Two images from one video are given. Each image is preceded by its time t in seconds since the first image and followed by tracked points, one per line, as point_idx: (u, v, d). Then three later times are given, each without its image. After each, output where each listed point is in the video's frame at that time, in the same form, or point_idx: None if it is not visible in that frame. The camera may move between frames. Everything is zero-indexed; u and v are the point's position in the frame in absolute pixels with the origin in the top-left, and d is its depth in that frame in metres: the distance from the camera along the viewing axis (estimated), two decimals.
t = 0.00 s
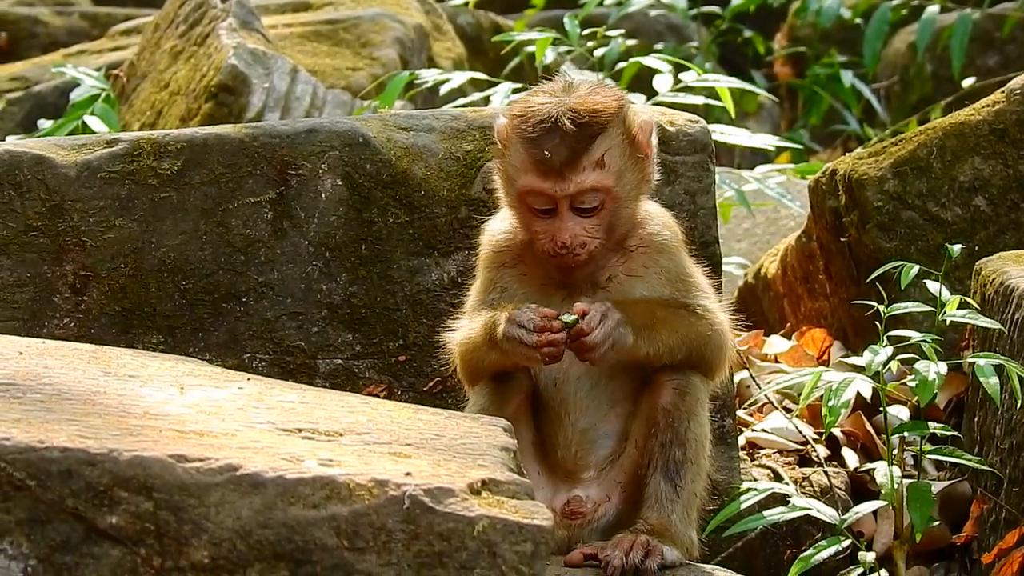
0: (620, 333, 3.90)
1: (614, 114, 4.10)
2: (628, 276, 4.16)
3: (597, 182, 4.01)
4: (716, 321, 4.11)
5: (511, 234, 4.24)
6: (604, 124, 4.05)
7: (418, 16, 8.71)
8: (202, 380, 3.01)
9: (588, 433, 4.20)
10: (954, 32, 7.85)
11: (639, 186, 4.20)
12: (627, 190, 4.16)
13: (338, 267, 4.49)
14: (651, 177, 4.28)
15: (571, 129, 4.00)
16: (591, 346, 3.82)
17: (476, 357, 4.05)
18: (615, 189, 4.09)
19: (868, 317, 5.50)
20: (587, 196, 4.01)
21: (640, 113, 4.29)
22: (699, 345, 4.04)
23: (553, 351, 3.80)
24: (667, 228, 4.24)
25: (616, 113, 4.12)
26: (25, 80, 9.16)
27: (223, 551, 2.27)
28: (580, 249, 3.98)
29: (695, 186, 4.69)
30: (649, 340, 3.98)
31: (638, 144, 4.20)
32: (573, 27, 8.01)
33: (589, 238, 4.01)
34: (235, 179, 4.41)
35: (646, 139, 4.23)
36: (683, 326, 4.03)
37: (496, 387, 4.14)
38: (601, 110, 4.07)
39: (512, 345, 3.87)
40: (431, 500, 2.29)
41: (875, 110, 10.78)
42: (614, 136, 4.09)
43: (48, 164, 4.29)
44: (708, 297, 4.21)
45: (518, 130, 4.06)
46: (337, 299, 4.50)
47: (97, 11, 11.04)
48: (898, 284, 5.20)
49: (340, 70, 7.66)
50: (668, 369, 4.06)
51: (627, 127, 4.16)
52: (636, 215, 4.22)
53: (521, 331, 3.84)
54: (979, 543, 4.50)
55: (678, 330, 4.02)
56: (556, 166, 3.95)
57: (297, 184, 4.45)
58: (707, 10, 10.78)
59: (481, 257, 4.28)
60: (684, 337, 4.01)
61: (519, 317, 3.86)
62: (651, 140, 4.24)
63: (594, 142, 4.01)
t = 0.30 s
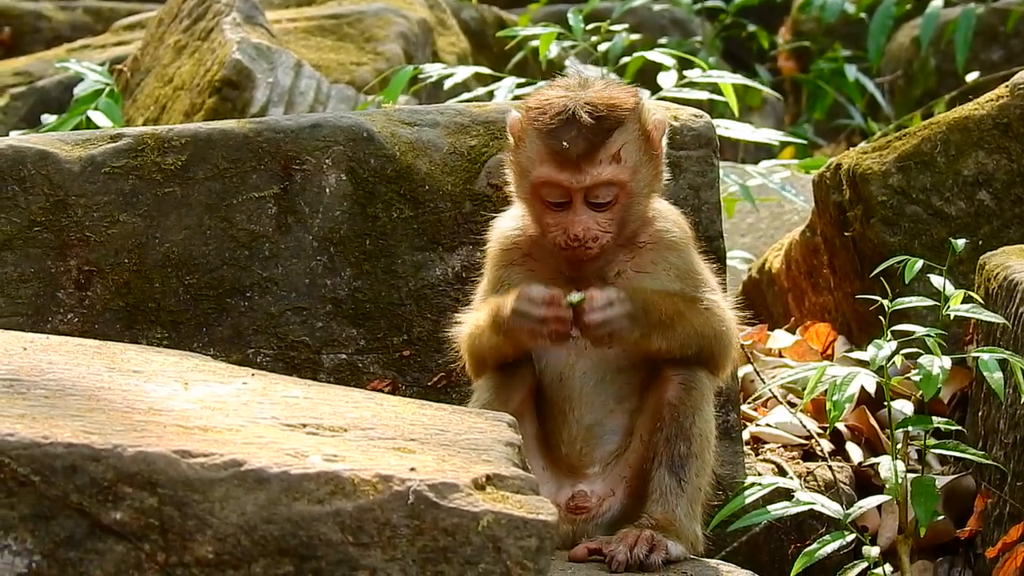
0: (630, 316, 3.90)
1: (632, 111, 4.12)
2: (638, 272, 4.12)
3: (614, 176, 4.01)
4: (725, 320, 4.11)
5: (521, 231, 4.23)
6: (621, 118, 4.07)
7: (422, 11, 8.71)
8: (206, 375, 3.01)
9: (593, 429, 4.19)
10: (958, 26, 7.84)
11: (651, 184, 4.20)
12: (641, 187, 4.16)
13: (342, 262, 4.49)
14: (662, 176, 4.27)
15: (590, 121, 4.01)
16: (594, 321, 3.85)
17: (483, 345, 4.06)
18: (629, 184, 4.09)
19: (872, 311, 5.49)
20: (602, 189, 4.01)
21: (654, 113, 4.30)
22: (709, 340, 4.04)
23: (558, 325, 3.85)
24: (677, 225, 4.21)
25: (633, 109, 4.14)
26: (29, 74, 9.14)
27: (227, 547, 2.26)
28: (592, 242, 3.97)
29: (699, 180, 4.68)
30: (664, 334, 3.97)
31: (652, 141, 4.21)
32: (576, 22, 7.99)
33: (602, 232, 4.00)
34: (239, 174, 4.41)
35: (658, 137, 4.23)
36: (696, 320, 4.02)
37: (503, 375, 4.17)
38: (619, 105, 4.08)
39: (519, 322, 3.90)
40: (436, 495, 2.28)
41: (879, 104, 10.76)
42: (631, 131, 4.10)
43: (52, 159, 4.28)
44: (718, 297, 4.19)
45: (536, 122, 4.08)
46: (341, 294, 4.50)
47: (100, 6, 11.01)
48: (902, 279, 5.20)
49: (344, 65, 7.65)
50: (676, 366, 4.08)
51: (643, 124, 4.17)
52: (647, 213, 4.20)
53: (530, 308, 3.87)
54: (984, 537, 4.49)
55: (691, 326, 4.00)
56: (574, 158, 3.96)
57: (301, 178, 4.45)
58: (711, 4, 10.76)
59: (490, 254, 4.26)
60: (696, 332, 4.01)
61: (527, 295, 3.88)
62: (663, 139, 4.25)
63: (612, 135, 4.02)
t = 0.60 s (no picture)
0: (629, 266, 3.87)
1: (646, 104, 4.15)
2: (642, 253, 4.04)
3: (620, 157, 4.05)
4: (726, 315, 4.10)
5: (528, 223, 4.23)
6: (635, 106, 4.11)
7: (423, 4, 8.70)
8: (207, 367, 3.01)
9: (594, 426, 4.15)
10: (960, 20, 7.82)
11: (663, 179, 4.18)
12: (650, 180, 4.14)
13: (342, 255, 4.49)
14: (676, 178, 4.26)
15: (606, 103, 4.07)
16: (594, 259, 3.81)
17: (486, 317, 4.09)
18: (639, 172, 4.10)
19: (872, 305, 5.49)
20: (607, 168, 4.05)
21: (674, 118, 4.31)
22: (708, 328, 4.04)
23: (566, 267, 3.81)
24: (681, 219, 4.18)
25: (652, 105, 4.17)
26: (29, 65, 9.13)
27: (228, 539, 2.25)
28: (592, 221, 3.97)
29: (700, 173, 4.68)
30: (665, 304, 3.96)
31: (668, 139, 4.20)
32: (578, 15, 7.97)
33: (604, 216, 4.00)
34: (240, 166, 4.41)
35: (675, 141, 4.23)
36: (698, 305, 4.01)
37: (505, 362, 4.22)
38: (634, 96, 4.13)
39: (525, 273, 3.88)
40: (436, 488, 2.27)
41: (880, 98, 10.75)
42: (647, 122, 4.12)
43: (53, 150, 4.28)
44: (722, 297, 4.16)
45: (552, 99, 4.14)
46: (341, 287, 4.49)
47: None
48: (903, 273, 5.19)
49: (345, 57, 7.65)
50: (676, 358, 4.08)
51: (660, 121, 4.18)
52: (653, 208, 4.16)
53: (538, 257, 3.84)
54: (984, 532, 4.49)
55: (691, 307, 3.99)
56: (584, 130, 4.03)
57: (302, 171, 4.44)
58: None
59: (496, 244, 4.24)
60: (695, 315, 4.00)
61: (535, 243, 3.85)
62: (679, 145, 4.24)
63: (626, 118, 4.07)
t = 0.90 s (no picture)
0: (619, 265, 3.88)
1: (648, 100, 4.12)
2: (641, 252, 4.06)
3: (619, 154, 4.02)
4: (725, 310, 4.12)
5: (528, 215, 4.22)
6: (637, 103, 4.08)
7: None
8: (205, 359, 3.01)
9: (593, 420, 4.15)
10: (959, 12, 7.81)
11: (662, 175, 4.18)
12: (649, 175, 4.13)
13: (341, 247, 4.48)
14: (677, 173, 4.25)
15: (604, 100, 4.04)
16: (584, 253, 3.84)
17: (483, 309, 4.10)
18: (636, 169, 4.08)
19: (871, 298, 5.49)
20: (604, 166, 4.04)
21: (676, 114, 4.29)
22: (707, 323, 4.04)
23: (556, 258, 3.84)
24: (682, 213, 4.18)
25: (653, 102, 4.14)
26: (29, 57, 9.11)
27: (227, 531, 2.25)
28: (589, 217, 3.98)
29: (699, 166, 4.68)
30: (665, 300, 3.97)
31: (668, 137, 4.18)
32: (577, 7, 7.95)
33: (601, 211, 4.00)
34: (239, 158, 4.40)
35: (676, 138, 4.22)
36: (697, 301, 4.01)
37: (501, 354, 4.22)
38: (636, 92, 4.10)
39: (520, 267, 3.91)
40: (435, 480, 2.27)
41: (879, 91, 10.74)
42: (646, 120, 4.10)
43: (52, 142, 4.28)
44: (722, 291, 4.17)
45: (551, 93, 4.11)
46: (340, 279, 4.49)
47: None
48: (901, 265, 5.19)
49: (344, 49, 7.64)
50: (676, 352, 4.07)
51: (661, 119, 4.16)
52: (653, 203, 4.16)
53: (530, 247, 3.87)
54: (982, 524, 4.49)
55: (691, 303, 3.99)
56: (582, 126, 4.00)
57: (301, 163, 4.44)
58: None
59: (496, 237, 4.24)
60: (694, 310, 4.00)
61: (528, 234, 3.89)
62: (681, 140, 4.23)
63: (625, 116, 4.05)
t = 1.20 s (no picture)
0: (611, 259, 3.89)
1: (636, 91, 4.10)
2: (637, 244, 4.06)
3: (606, 145, 4.02)
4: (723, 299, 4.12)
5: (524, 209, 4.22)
6: (624, 95, 4.07)
7: None
8: (203, 350, 3.01)
9: (591, 412, 4.15)
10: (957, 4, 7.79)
11: (656, 165, 4.16)
12: (639, 166, 4.12)
13: (339, 238, 4.48)
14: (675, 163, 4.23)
15: (589, 92, 4.03)
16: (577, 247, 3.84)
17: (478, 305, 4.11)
18: (624, 160, 4.07)
19: (869, 290, 5.49)
20: (591, 157, 4.03)
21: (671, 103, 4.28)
22: (704, 314, 4.04)
23: (544, 253, 3.84)
24: (679, 203, 4.18)
25: (641, 92, 4.12)
26: (27, 48, 9.09)
27: (224, 522, 2.24)
28: (578, 212, 3.99)
29: (697, 157, 4.67)
30: (660, 291, 3.96)
31: (657, 126, 4.16)
32: None
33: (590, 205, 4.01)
34: (236, 149, 4.40)
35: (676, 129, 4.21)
36: (693, 290, 4.01)
37: (498, 347, 4.22)
38: (624, 83, 4.09)
39: (511, 265, 3.91)
40: (432, 472, 2.28)
41: (878, 83, 10.73)
42: (634, 110, 4.09)
43: (50, 133, 4.27)
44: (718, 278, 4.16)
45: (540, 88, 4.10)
46: (338, 270, 4.49)
47: None
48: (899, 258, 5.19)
49: (341, 40, 7.57)
50: (672, 344, 4.08)
51: (650, 107, 4.14)
52: (647, 194, 4.15)
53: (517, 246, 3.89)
54: (979, 516, 4.49)
55: (687, 291, 3.99)
56: (568, 119, 3.99)
57: (299, 154, 4.44)
58: None
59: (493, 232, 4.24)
60: (690, 300, 4.00)
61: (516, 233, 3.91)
62: (677, 130, 4.21)
63: (610, 106, 4.03)
